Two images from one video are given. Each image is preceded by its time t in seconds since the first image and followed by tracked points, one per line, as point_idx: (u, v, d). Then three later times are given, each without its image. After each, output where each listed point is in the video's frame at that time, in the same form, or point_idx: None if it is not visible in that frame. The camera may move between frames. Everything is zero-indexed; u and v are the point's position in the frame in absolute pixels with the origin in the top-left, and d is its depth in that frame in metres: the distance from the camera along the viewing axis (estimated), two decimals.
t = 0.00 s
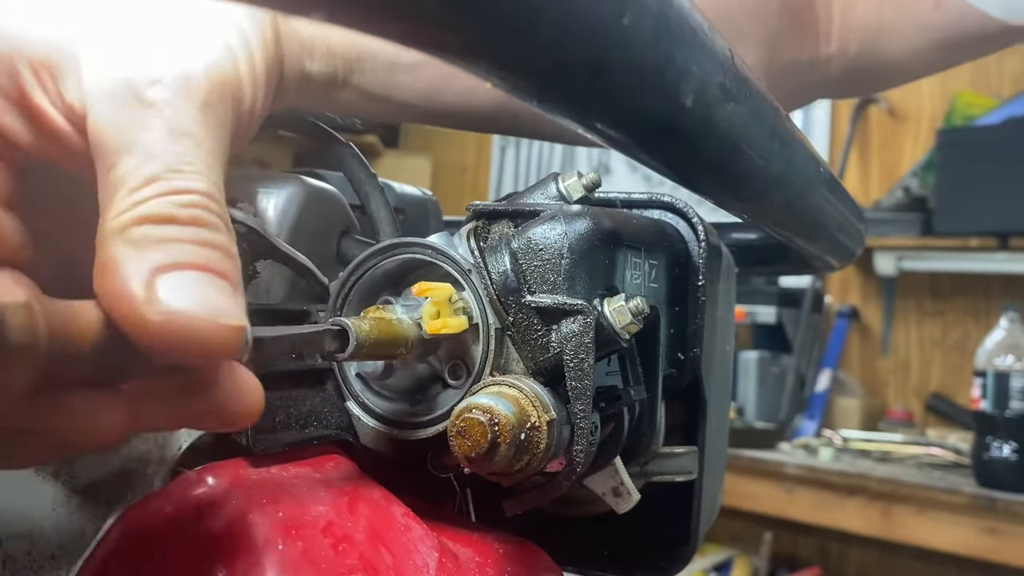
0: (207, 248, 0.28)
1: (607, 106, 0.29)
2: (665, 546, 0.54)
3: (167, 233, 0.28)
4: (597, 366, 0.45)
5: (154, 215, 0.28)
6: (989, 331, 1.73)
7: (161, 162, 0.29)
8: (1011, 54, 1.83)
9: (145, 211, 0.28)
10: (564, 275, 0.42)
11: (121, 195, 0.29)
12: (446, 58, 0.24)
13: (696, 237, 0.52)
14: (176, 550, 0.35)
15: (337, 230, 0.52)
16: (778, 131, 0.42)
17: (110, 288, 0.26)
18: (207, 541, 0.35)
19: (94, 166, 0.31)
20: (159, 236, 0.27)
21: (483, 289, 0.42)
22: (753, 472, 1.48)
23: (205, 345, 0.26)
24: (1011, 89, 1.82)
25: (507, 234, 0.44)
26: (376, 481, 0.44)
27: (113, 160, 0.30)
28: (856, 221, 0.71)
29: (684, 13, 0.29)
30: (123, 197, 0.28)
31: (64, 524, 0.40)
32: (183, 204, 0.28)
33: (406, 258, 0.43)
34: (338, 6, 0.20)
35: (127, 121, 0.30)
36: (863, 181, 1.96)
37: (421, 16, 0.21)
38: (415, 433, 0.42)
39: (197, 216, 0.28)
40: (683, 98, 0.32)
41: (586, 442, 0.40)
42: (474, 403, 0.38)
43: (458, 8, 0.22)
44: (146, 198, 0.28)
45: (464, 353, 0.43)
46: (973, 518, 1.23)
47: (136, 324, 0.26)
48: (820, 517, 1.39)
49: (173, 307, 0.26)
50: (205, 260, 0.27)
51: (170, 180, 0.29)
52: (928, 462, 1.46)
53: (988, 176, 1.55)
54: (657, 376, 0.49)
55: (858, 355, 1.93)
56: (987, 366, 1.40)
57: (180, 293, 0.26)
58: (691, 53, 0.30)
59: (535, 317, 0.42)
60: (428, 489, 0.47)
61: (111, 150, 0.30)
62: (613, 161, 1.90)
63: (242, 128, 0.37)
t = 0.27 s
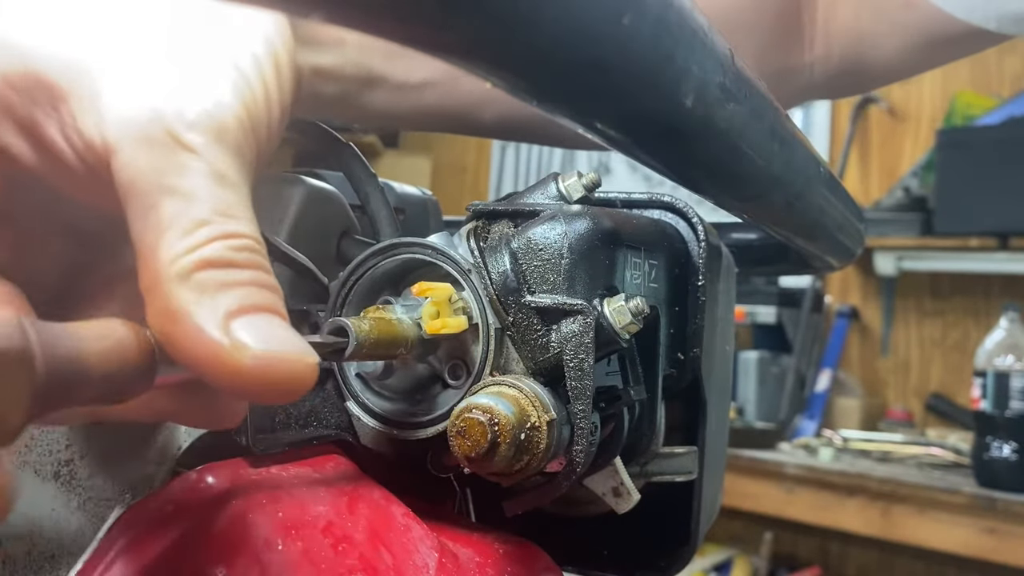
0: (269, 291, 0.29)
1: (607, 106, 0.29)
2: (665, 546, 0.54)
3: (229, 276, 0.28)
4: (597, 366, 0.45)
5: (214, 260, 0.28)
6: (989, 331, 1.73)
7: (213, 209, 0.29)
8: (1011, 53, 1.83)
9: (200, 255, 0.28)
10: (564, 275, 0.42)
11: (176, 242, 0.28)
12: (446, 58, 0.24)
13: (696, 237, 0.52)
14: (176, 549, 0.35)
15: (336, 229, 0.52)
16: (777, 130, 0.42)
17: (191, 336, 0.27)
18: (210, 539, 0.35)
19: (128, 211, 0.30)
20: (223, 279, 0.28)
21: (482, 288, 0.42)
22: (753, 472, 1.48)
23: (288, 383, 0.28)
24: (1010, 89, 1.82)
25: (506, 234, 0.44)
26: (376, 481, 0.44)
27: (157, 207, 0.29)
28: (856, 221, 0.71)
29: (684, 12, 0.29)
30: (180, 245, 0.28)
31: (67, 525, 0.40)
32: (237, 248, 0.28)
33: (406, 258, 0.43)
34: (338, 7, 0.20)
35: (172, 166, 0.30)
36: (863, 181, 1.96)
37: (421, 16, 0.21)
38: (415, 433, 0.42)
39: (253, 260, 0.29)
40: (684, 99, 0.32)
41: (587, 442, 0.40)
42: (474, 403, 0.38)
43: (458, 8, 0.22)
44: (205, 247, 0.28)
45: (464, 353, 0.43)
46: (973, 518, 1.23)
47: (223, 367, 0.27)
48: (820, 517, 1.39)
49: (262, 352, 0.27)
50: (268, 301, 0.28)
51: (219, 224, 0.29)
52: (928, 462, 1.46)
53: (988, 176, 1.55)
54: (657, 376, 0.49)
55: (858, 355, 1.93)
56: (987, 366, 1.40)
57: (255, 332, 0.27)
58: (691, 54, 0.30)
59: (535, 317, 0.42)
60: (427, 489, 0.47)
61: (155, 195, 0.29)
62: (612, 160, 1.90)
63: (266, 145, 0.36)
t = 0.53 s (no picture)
0: (269, 272, 0.30)
1: (608, 106, 0.29)
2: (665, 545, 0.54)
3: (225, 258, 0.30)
4: (597, 366, 0.45)
5: (214, 243, 0.30)
6: (989, 332, 1.73)
7: (221, 192, 0.31)
8: (1011, 53, 1.83)
9: (202, 241, 0.30)
10: (564, 275, 0.42)
11: (184, 226, 0.30)
12: (447, 58, 0.24)
13: (696, 237, 0.53)
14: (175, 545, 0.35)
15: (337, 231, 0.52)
16: (777, 131, 0.42)
17: (191, 311, 0.29)
18: (209, 537, 0.35)
19: (146, 192, 0.32)
20: (222, 262, 0.30)
21: (482, 288, 0.42)
22: (753, 472, 1.48)
23: (289, 359, 0.29)
24: (1010, 89, 1.82)
25: (507, 234, 0.44)
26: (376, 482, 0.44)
27: (171, 191, 0.31)
28: (856, 221, 0.71)
29: (685, 12, 0.29)
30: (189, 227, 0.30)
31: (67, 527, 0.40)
32: (241, 233, 0.30)
33: (407, 259, 0.43)
34: (340, 8, 0.20)
35: (185, 150, 0.31)
36: (863, 181, 1.96)
37: (423, 16, 0.21)
38: (416, 434, 0.42)
39: (254, 244, 0.30)
40: (683, 99, 0.32)
41: (586, 442, 0.40)
42: (474, 403, 0.38)
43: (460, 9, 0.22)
44: (213, 229, 0.30)
45: (464, 353, 0.43)
46: (973, 518, 1.23)
47: (222, 345, 0.29)
48: (820, 517, 1.39)
49: (257, 326, 0.28)
50: (268, 282, 0.30)
51: (227, 209, 0.30)
52: (928, 462, 1.46)
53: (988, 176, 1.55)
54: (657, 376, 0.49)
55: (858, 354, 1.93)
56: (987, 366, 1.40)
57: (255, 311, 0.29)
58: (691, 54, 0.30)
59: (535, 317, 0.42)
60: (428, 489, 0.47)
61: (170, 178, 0.31)
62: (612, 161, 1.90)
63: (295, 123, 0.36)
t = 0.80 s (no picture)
0: (292, 279, 0.30)
1: (608, 106, 0.29)
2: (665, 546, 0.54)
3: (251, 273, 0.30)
4: (597, 366, 0.45)
5: (240, 259, 0.30)
6: (989, 332, 1.73)
7: (230, 210, 0.31)
8: (1011, 53, 1.83)
9: (223, 259, 0.30)
10: (564, 275, 0.42)
11: (200, 249, 0.30)
12: (447, 57, 0.24)
13: (696, 237, 0.53)
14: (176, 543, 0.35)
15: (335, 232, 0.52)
16: (777, 131, 0.42)
17: (225, 334, 0.29)
18: (209, 539, 0.35)
19: (153, 219, 0.32)
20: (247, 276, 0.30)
21: (482, 289, 0.42)
22: (753, 472, 1.49)
23: (325, 361, 0.29)
24: (1011, 89, 1.82)
25: (507, 234, 0.44)
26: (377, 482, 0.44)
27: (178, 216, 0.31)
28: (856, 221, 0.71)
29: (684, 13, 0.29)
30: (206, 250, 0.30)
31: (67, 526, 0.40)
32: (257, 245, 0.30)
33: (408, 259, 0.43)
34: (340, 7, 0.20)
35: (185, 171, 0.31)
36: (863, 181, 1.96)
37: (422, 16, 0.21)
38: (416, 433, 0.42)
39: (274, 255, 0.30)
40: (683, 99, 0.32)
41: (586, 442, 0.40)
42: (474, 403, 0.38)
43: (460, 8, 0.22)
44: (230, 248, 0.30)
45: (464, 353, 0.43)
46: (972, 518, 1.23)
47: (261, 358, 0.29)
48: (820, 517, 1.39)
49: (290, 338, 0.28)
50: (292, 288, 0.30)
51: (240, 224, 0.30)
52: (928, 462, 1.46)
53: (988, 176, 1.55)
54: (657, 377, 0.49)
55: (858, 354, 1.93)
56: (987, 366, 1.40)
57: (287, 320, 0.29)
58: (691, 54, 0.30)
59: (535, 317, 0.42)
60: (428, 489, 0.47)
61: (172, 204, 0.31)
62: (612, 161, 1.90)
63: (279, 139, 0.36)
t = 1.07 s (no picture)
0: (193, 229, 0.25)
1: (609, 106, 0.29)
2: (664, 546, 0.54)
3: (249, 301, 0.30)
4: (597, 366, 0.45)
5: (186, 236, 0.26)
6: (988, 331, 1.73)
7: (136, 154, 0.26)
8: (1011, 53, 1.83)
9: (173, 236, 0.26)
10: (564, 275, 0.42)
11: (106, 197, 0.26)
12: (445, 57, 0.24)
13: (697, 237, 0.53)
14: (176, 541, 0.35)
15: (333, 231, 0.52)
16: (777, 131, 0.42)
17: (93, 274, 0.24)
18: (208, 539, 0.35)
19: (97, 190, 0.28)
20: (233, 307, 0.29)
21: (482, 289, 0.42)
22: (753, 472, 1.49)
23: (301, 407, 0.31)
24: (1011, 89, 1.82)
25: (507, 234, 0.44)
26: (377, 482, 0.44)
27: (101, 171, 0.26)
28: (856, 221, 0.71)
29: (684, 12, 0.29)
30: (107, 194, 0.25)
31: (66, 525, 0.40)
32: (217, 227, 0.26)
33: (408, 259, 0.43)
34: (337, 6, 0.20)
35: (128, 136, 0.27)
36: (863, 181, 1.96)
37: (420, 16, 0.21)
38: (417, 433, 0.42)
39: (177, 202, 0.25)
40: (683, 100, 0.32)
41: (586, 442, 0.40)
42: (474, 403, 0.38)
43: (458, 8, 0.21)
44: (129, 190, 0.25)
45: (464, 353, 0.43)
46: (973, 519, 1.23)
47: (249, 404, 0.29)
48: (819, 517, 1.39)
49: (138, 276, 0.23)
50: (188, 236, 0.25)
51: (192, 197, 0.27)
52: (928, 462, 1.46)
53: (988, 176, 1.55)
54: (657, 377, 0.49)
55: (857, 354, 1.93)
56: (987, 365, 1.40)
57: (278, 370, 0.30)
58: (691, 54, 0.30)
59: (535, 317, 0.42)
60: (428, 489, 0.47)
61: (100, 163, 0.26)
62: (612, 161, 1.90)
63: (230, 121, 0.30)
